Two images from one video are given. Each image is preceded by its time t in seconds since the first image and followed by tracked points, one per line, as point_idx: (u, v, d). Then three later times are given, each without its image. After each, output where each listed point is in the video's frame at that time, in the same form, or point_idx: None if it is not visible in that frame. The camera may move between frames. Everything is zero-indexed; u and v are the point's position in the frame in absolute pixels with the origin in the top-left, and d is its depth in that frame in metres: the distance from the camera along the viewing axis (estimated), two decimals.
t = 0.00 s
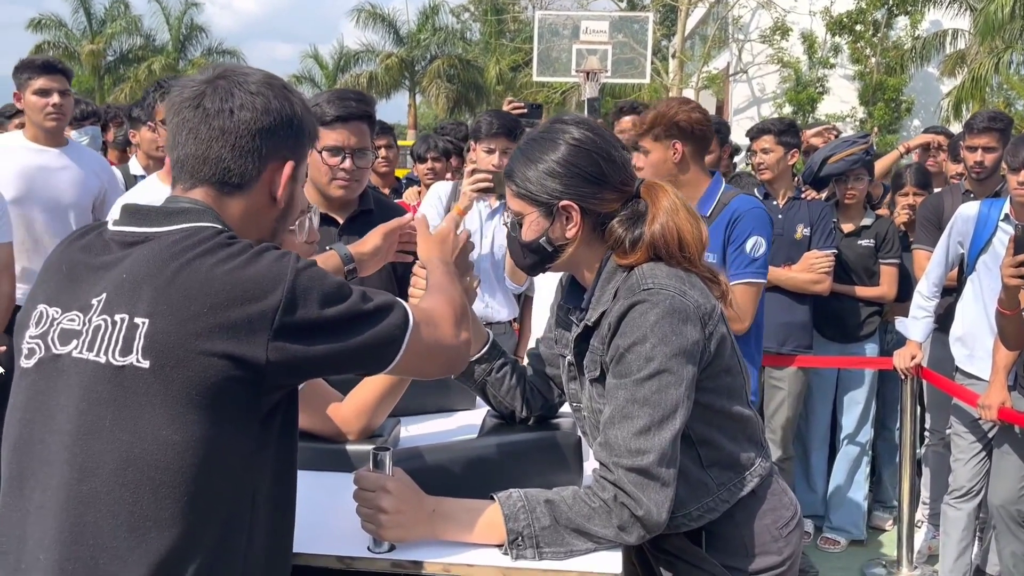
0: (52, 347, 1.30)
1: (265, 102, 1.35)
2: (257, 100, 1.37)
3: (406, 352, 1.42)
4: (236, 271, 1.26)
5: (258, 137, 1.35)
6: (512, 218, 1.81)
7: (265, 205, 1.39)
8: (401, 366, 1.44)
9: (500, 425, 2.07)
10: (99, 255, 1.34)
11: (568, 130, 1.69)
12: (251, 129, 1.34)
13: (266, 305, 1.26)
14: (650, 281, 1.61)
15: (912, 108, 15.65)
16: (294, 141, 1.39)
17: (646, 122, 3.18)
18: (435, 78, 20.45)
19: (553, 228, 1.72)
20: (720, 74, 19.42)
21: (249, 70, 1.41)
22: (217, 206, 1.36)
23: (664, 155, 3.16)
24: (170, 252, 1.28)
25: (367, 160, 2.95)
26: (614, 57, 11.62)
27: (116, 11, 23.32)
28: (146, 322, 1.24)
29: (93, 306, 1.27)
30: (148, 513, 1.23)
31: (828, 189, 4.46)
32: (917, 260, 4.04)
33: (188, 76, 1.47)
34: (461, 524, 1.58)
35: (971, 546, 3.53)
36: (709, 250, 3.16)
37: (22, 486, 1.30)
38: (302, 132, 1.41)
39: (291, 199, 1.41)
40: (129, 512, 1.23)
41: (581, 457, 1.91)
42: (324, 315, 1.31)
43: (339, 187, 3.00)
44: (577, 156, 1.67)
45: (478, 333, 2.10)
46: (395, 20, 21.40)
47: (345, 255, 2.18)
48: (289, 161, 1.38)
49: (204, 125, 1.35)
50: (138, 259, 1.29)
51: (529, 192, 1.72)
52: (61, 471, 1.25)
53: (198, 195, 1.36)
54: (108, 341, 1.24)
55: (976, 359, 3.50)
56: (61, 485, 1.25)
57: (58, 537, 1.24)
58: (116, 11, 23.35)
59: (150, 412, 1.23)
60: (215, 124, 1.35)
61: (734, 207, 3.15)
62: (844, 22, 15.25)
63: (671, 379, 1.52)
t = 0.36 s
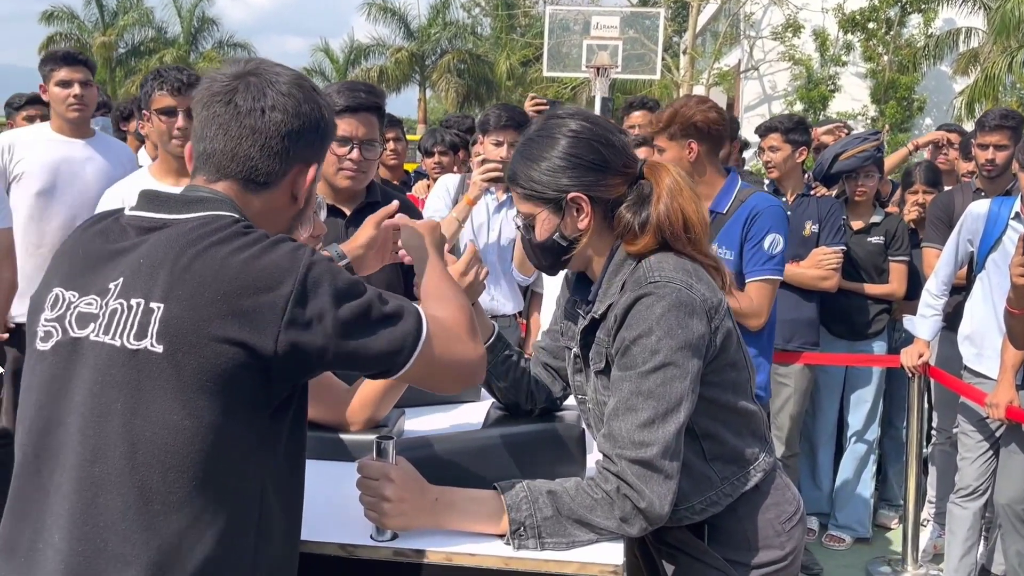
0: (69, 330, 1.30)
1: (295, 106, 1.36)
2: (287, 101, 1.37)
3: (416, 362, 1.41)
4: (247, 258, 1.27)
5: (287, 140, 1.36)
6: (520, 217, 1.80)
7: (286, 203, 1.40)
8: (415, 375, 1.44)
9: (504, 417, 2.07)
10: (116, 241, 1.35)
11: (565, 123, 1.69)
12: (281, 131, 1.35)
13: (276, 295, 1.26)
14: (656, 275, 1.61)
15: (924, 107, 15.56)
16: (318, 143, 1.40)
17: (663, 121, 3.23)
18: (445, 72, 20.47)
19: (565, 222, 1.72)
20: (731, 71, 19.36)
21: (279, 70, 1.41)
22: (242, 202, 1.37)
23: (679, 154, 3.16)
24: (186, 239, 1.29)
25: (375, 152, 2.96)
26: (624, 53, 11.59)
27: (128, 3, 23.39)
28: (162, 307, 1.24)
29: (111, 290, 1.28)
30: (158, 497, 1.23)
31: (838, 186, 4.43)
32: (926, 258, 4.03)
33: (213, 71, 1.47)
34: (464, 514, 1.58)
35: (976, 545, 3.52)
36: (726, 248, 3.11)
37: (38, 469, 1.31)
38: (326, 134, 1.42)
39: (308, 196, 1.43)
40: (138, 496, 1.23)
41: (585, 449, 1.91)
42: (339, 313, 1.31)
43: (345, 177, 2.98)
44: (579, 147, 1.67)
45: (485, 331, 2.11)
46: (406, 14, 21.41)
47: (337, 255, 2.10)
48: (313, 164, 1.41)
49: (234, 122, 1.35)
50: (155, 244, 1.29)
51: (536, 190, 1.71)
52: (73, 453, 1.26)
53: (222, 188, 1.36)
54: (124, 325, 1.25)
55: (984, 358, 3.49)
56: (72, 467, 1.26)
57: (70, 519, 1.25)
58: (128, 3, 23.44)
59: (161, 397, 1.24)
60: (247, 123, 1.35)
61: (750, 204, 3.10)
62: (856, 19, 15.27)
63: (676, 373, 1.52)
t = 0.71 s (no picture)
0: (101, 330, 1.33)
1: (307, 104, 1.39)
2: (299, 102, 1.40)
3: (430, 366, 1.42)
4: (268, 259, 1.29)
5: (298, 138, 1.38)
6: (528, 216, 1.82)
7: (301, 202, 1.42)
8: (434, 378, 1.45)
9: (512, 414, 2.11)
10: (143, 243, 1.38)
11: (580, 122, 1.72)
12: (293, 129, 1.38)
13: (298, 295, 1.29)
14: (662, 275, 1.63)
15: (937, 103, 15.46)
16: (331, 142, 1.43)
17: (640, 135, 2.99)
18: (456, 67, 20.50)
19: (574, 219, 1.74)
20: (743, 66, 19.30)
21: (292, 73, 1.45)
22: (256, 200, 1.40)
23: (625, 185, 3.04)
24: (214, 239, 1.32)
25: (385, 150, 3.00)
26: (635, 49, 11.56)
27: None
28: (190, 306, 1.27)
29: (140, 291, 1.32)
30: (185, 492, 1.27)
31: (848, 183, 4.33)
32: (936, 256, 4.03)
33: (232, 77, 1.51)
34: (470, 510, 1.60)
35: (984, 544, 3.52)
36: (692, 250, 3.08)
37: (68, 465, 1.34)
38: (339, 133, 1.45)
39: (326, 197, 1.44)
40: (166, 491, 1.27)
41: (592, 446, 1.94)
42: (368, 313, 1.33)
43: (358, 176, 3.00)
44: (594, 146, 1.69)
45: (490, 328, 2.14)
46: (417, 9, 21.45)
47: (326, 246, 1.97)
48: (328, 162, 1.42)
49: (248, 123, 1.38)
50: (181, 244, 1.33)
51: (546, 185, 1.73)
52: (104, 449, 1.30)
53: (238, 187, 1.39)
54: (153, 325, 1.28)
55: (993, 357, 3.49)
56: (103, 463, 1.29)
57: (101, 512, 1.29)
58: None
59: (187, 394, 1.27)
60: (260, 122, 1.38)
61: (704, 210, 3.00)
62: (869, 15, 15.19)
63: (681, 372, 1.54)
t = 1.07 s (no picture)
0: (131, 333, 1.37)
1: (317, 95, 1.41)
2: (310, 93, 1.43)
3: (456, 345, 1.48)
4: (294, 257, 1.32)
5: (310, 130, 1.40)
6: (552, 217, 1.84)
7: (323, 194, 1.44)
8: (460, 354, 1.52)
9: (537, 412, 2.10)
10: (170, 246, 1.42)
11: (604, 121, 1.73)
12: (305, 121, 1.40)
13: (324, 292, 1.32)
14: (686, 274, 1.63)
15: (964, 96, 15.28)
16: (346, 132, 1.44)
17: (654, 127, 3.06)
18: (477, 65, 20.53)
19: (598, 218, 1.75)
20: (765, 61, 19.16)
21: (304, 67, 1.48)
22: (276, 195, 1.42)
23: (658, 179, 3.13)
24: (237, 241, 1.34)
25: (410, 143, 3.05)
26: (657, 44, 11.52)
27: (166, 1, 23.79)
28: (217, 308, 1.30)
29: (168, 294, 1.34)
30: (220, 489, 1.30)
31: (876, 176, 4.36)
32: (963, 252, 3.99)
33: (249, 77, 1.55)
34: (495, 507, 1.62)
35: (1012, 542, 3.49)
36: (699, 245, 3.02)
37: (106, 466, 1.37)
38: (354, 122, 1.46)
39: (348, 186, 1.46)
40: (202, 489, 1.30)
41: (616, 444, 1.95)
42: (394, 301, 1.38)
43: (382, 168, 3.03)
44: (619, 145, 1.70)
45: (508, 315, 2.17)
46: (438, 8, 21.51)
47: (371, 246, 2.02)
48: (344, 150, 1.44)
49: (261, 120, 1.42)
50: (207, 247, 1.35)
51: (570, 184, 1.74)
52: (141, 450, 1.33)
53: (259, 185, 1.43)
54: (183, 327, 1.31)
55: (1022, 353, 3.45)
56: (141, 464, 1.32)
57: (141, 511, 1.32)
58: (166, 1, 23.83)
59: (220, 394, 1.30)
60: (272, 117, 1.41)
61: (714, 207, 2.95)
62: (894, 8, 15.02)
63: (706, 370, 1.55)
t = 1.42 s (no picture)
0: (229, 316, 1.36)
1: (407, 67, 1.37)
2: (399, 65, 1.39)
3: (531, 368, 1.35)
4: (382, 240, 1.29)
5: (399, 102, 1.37)
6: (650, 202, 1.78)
7: (412, 169, 1.41)
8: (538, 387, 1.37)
9: (626, 401, 2.06)
10: (262, 225, 1.40)
11: (710, 103, 1.67)
12: (395, 94, 1.37)
13: (407, 282, 1.28)
14: (795, 264, 1.57)
15: None
16: (436, 104, 1.40)
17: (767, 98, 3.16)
18: (547, 44, 20.40)
19: (702, 205, 1.69)
20: (845, 40, 18.54)
21: (393, 37, 1.44)
22: (364, 171, 1.40)
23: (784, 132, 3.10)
24: (327, 222, 1.33)
25: (502, 135, 3.03)
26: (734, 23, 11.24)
27: None
28: (305, 291, 1.29)
29: (261, 276, 1.34)
30: (312, 474, 1.31)
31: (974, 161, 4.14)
32: None
33: (336, 51, 1.51)
34: (592, 497, 1.59)
35: None
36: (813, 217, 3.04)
37: (205, 444, 1.40)
38: (444, 94, 1.41)
39: (438, 160, 1.42)
40: (292, 472, 1.31)
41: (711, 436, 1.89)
42: (472, 303, 1.29)
43: (475, 161, 3.00)
44: (725, 129, 1.64)
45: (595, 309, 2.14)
46: None
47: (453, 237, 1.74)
48: (433, 123, 1.40)
49: (349, 93, 1.39)
50: (298, 228, 1.34)
51: (673, 169, 1.70)
52: (238, 431, 1.35)
53: (348, 161, 1.40)
54: (272, 310, 1.31)
55: None
56: (239, 444, 1.35)
57: (241, 490, 1.35)
58: None
59: (305, 378, 1.30)
60: (361, 90, 1.38)
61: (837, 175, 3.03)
62: None
63: (814, 365, 1.49)
